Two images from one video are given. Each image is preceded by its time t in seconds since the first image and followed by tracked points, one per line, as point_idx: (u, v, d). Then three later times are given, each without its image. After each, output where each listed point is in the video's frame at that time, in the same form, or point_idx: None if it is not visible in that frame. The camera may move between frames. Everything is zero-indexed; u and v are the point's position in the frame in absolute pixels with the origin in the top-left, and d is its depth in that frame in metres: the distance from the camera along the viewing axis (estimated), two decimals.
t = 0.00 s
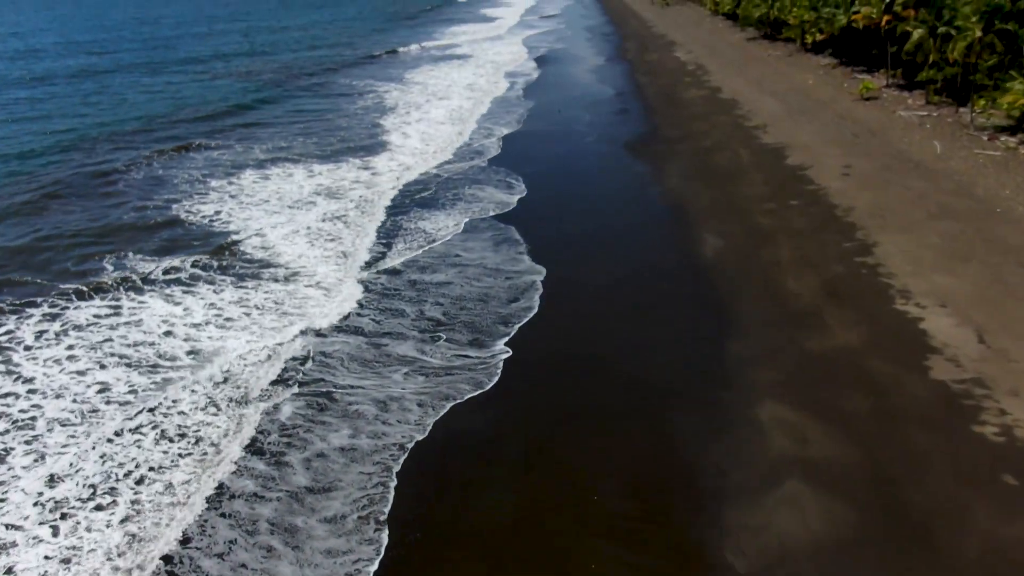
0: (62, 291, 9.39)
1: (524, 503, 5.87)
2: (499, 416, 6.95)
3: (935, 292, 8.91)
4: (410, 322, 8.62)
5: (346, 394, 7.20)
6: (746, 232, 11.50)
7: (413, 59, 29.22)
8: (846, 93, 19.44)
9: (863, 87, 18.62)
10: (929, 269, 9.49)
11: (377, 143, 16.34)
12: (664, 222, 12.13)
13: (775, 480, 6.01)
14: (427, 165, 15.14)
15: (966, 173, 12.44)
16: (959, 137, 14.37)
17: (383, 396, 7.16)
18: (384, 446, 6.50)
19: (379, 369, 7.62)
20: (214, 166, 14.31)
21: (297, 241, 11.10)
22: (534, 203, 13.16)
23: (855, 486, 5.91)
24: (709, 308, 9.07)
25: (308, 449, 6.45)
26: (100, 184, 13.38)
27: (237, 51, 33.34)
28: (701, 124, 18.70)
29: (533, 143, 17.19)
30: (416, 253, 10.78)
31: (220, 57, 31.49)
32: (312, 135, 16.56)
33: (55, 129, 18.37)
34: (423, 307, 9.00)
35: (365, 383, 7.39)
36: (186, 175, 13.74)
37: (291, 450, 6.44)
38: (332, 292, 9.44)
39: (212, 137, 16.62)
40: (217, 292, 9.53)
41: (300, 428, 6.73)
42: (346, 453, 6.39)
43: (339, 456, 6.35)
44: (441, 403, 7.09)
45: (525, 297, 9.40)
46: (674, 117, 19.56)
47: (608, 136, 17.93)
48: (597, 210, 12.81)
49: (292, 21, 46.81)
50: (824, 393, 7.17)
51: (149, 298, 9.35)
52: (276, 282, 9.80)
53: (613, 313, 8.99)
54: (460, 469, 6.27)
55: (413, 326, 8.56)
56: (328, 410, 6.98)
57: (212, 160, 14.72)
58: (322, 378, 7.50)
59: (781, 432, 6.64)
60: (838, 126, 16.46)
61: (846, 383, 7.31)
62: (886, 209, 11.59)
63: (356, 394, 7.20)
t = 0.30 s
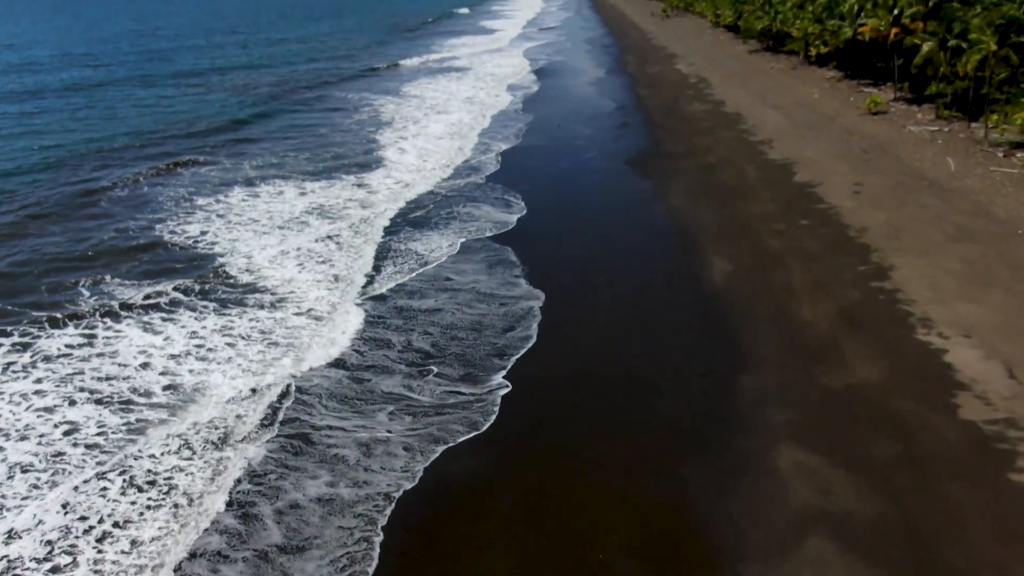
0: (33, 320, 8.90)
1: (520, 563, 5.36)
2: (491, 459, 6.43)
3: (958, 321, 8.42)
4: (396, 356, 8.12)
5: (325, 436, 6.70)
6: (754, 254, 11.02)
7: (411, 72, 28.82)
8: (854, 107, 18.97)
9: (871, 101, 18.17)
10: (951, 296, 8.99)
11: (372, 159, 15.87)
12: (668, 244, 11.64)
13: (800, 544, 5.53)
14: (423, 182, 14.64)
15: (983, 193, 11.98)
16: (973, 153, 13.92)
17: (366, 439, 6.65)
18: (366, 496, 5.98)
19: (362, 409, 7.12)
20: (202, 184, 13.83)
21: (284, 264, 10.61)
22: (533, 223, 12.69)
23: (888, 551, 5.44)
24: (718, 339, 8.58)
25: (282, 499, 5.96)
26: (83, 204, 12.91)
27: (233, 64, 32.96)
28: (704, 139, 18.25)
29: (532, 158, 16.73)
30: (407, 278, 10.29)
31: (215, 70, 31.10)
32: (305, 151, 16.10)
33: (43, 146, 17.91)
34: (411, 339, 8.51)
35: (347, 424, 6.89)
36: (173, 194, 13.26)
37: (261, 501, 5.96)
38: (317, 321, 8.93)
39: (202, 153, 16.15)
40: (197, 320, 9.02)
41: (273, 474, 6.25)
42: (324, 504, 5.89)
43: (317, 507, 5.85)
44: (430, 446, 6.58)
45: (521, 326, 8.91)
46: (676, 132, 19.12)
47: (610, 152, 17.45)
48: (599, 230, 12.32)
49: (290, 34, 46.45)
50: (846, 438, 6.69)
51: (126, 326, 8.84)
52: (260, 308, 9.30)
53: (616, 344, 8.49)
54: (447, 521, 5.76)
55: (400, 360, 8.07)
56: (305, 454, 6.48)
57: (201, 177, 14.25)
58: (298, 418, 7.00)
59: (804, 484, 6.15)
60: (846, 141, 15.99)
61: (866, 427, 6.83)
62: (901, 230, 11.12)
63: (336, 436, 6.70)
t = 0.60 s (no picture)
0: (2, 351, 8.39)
1: None
2: (480, 508, 5.96)
3: (983, 350, 7.94)
4: (380, 390, 7.64)
5: (299, 483, 6.24)
6: (762, 276, 10.53)
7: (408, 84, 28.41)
8: (862, 121, 18.53)
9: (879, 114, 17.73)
10: (974, 322, 8.50)
11: (366, 174, 15.40)
12: (671, 265, 11.16)
13: None
14: (419, 198, 14.16)
15: (1000, 213, 11.55)
16: (987, 170, 13.49)
17: (344, 486, 6.19)
18: (344, 552, 5.51)
19: (341, 451, 6.65)
20: (189, 201, 13.36)
21: (270, 286, 10.13)
22: (532, 242, 12.21)
23: None
24: (728, 370, 8.09)
25: (249, 555, 5.51)
26: (65, 223, 12.42)
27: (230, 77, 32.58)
28: (708, 153, 17.81)
29: (532, 174, 16.26)
30: (396, 303, 9.82)
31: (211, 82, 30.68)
32: (297, 166, 15.64)
33: (30, 161, 17.45)
34: (396, 371, 8.04)
35: (324, 468, 6.43)
36: (158, 212, 12.79)
37: (225, 557, 5.50)
38: (303, 351, 8.41)
39: (191, 169, 15.69)
40: (177, 349, 8.50)
41: (238, 527, 5.80)
42: (297, 562, 5.41)
43: (289, 566, 5.38)
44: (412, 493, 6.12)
45: (517, 356, 8.42)
46: (679, 146, 18.68)
47: (612, 167, 17.00)
48: (600, 249, 11.86)
49: (289, 45, 46.12)
50: (872, 480, 6.21)
51: (99, 355, 8.34)
52: (241, 335, 8.81)
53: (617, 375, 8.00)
54: None
55: (384, 395, 7.59)
56: (276, 503, 6.03)
57: (188, 194, 13.77)
58: (270, 461, 6.53)
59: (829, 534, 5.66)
60: (855, 156, 15.53)
61: (893, 467, 6.35)
62: (917, 251, 10.66)
63: (312, 483, 6.24)
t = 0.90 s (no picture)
0: None
1: None
2: (468, 563, 5.45)
3: (1015, 385, 7.46)
4: (362, 427, 7.14)
5: (268, 537, 5.76)
6: (772, 298, 10.02)
7: (406, 97, 27.99)
8: (870, 134, 18.09)
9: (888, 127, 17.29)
10: (1001, 351, 8.01)
11: (361, 189, 14.93)
12: (676, 286, 10.67)
13: None
14: (413, 214, 13.68)
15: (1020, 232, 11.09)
16: (1004, 186, 13.04)
17: (319, 540, 5.71)
18: None
19: (317, 499, 6.15)
20: (175, 218, 12.88)
21: (255, 309, 9.62)
22: (530, 261, 11.72)
23: None
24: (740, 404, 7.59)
25: None
26: (45, 242, 11.93)
27: (227, 90, 32.18)
28: (712, 167, 17.37)
29: (531, 189, 15.80)
30: (384, 328, 9.31)
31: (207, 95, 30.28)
32: (289, 181, 15.17)
33: (16, 177, 16.99)
34: (379, 406, 7.53)
35: (296, 519, 5.94)
36: (141, 229, 12.32)
37: None
38: (288, 383, 7.89)
39: (181, 185, 15.22)
40: (153, 381, 7.97)
41: None
42: None
43: None
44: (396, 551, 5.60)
45: (511, 388, 7.91)
46: (682, 159, 18.24)
47: (613, 182, 16.53)
48: (602, 269, 11.39)
49: (287, 57, 45.78)
50: (905, 534, 5.70)
51: (69, 385, 7.83)
52: (222, 364, 8.31)
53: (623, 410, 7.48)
54: None
55: (365, 432, 7.08)
56: (242, 560, 5.55)
57: (175, 211, 13.30)
58: (243, 510, 6.03)
59: None
60: (865, 171, 15.07)
61: (926, 519, 5.84)
62: (936, 271, 10.19)
63: (286, 537, 5.76)
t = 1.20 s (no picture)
0: None
1: None
2: None
3: None
4: (339, 468, 6.63)
5: None
6: (784, 321, 9.51)
7: (404, 109, 27.59)
8: (878, 147, 17.63)
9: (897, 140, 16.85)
10: None
11: (354, 204, 14.46)
12: (681, 308, 10.17)
13: None
14: (407, 230, 13.19)
15: None
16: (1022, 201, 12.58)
17: None
18: None
19: (286, 553, 5.65)
20: (159, 236, 12.40)
21: (240, 333, 9.12)
22: (528, 281, 11.23)
23: None
24: (755, 440, 7.09)
25: None
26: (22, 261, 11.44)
27: (222, 102, 31.78)
28: (716, 180, 16.91)
29: (530, 204, 15.33)
30: (372, 355, 8.80)
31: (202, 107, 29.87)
32: (280, 197, 14.70)
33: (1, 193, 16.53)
34: (359, 443, 7.02)
35: None
36: (124, 247, 11.83)
37: None
38: (270, 418, 7.37)
39: (168, 201, 14.76)
40: (126, 413, 7.46)
41: None
42: None
43: None
44: None
45: (505, 423, 7.39)
46: (685, 173, 17.78)
47: (615, 196, 16.06)
48: (603, 289, 10.90)
49: (285, 69, 45.45)
50: None
51: (35, 419, 7.32)
52: (200, 394, 7.80)
53: (629, 447, 6.97)
54: None
55: (342, 474, 6.57)
56: None
57: (160, 228, 12.82)
58: (208, 567, 5.54)
59: None
60: (875, 185, 14.60)
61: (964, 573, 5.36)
62: (957, 292, 9.71)
63: None
